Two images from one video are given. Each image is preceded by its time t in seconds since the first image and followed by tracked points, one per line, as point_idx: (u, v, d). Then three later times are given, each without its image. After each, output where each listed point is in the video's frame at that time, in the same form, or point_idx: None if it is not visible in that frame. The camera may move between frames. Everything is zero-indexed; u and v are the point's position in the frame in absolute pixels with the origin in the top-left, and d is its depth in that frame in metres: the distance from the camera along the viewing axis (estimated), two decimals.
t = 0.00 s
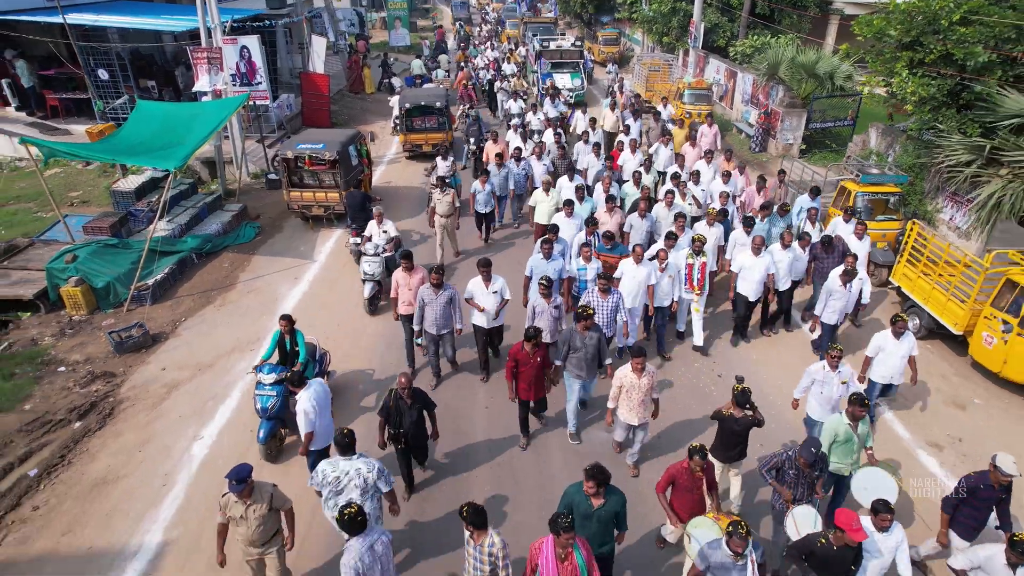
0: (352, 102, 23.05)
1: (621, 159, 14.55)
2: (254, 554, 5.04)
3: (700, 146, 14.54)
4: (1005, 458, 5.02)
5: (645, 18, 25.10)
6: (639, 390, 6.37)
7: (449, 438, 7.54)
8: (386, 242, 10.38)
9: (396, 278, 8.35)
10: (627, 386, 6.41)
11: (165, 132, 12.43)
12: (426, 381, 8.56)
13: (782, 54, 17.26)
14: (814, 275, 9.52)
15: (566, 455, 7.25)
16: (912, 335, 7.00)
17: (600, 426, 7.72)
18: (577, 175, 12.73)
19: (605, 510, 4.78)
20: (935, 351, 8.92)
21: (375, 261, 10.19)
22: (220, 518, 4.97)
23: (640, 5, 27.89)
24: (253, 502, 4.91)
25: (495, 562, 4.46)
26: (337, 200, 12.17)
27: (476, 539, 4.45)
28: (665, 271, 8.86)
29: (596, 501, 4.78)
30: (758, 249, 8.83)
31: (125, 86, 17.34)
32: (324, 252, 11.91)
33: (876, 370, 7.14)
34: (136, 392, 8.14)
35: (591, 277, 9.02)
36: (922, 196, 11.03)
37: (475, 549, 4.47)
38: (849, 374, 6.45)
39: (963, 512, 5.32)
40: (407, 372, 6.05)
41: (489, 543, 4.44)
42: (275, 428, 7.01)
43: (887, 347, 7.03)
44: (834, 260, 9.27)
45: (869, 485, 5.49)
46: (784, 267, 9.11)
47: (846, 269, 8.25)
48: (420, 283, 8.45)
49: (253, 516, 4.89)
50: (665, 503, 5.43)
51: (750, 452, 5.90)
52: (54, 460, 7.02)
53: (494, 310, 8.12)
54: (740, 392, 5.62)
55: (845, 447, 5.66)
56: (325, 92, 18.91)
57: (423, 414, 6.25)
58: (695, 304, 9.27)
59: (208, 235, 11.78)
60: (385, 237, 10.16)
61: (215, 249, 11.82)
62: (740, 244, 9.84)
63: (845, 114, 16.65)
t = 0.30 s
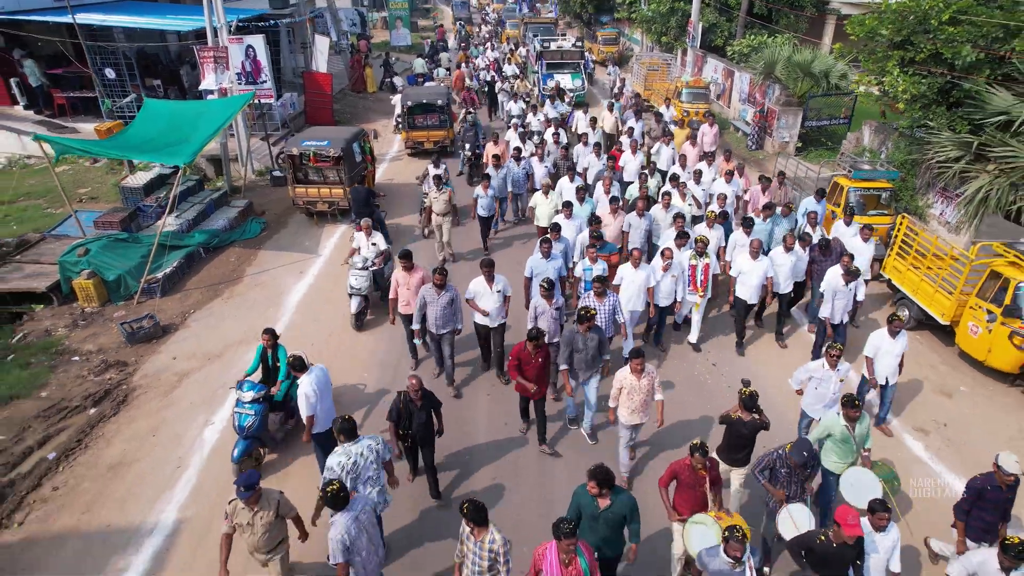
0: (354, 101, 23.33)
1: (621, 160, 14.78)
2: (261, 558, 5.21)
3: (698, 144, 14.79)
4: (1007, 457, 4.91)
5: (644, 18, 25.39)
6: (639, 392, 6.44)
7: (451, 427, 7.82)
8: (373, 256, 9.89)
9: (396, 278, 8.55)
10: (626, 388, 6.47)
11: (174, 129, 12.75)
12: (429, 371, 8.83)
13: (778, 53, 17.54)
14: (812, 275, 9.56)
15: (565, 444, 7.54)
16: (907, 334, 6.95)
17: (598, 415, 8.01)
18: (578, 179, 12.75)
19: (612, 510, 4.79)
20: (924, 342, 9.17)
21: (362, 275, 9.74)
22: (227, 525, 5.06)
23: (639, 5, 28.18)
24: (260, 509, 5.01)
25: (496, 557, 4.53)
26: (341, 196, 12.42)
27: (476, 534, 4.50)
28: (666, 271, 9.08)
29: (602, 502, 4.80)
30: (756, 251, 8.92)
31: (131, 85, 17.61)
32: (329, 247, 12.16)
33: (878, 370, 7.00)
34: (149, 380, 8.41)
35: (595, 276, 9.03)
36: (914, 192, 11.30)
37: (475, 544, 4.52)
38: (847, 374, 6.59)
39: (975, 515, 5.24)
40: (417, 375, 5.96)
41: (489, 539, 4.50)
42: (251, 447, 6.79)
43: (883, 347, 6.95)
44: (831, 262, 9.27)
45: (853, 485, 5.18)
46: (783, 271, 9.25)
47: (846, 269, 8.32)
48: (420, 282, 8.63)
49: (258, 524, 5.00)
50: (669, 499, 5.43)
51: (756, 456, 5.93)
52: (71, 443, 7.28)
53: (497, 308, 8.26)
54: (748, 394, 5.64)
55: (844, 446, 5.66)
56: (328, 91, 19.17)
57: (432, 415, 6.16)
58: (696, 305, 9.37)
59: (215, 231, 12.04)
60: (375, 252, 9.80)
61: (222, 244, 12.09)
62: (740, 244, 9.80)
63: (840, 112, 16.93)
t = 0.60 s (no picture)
0: (356, 100, 23.59)
1: (620, 160, 15.02)
2: (266, 561, 4.93)
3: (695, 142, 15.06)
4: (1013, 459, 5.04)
5: (642, 19, 25.67)
6: (636, 390, 6.58)
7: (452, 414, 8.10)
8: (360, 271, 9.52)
9: (396, 278, 8.49)
10: (624, 386, 6.61)
11: (180, 127, 13.01)
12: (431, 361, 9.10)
13: (773, 53, 17.81)
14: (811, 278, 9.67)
15: (562, 431, 7.82)
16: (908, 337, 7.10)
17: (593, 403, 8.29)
18: (579, 179, 12.98)
19: (605, 513, 4.89)
20: (911, 334, 9.43)
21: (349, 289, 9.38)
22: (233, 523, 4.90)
23: (637, 5, 28.47)
24: (265, 509, 4.81)
25: (495, 562, 4.66)
26: (344, 192, 12.69)
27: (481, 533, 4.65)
28: (663, 275, 9.14)
29: (596, 504, 4.90)
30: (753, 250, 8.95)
31: (137, 84, 17.88)
32: (332, 242, 12.42)
33: (874, 369, 7.14)
34: (159, 369, 8.68)
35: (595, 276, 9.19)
36: (904, 187, 11.56)
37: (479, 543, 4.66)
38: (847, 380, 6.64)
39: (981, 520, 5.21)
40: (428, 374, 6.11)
41: (493, 540, 4.63)
42: (226, 471, 6.43)
43: (884, 346, 7.06)
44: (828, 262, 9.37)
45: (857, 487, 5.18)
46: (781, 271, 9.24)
47: (843, 268, 8.51)
48: (420, 284, 8.58)
49: (265, 523, 4.80)
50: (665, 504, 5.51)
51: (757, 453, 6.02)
52: (86, 428, 7.55)
53: (499, 312, 8.39)
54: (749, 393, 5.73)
55: (837, 448, 5.78)
56: (330, 90, 19.43)
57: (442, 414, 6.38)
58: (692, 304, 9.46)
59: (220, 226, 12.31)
60: (363, 266, 9.48)
61: (228, 239, 12.35)
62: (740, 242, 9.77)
63: (835, 111, 17.21)
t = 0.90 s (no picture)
0: (358, 98, 23.92)
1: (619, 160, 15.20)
2: (270, 561, 5.12)
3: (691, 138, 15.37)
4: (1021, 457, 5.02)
5: (641, 18, 25.98)
6: (638, 390, 6.61)
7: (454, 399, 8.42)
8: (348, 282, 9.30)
9: (399, 276, 8.60)
10: (626, 386, 6.65)
11: (187, 123, 13.33)
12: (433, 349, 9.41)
13: (769, 51, 18.12)
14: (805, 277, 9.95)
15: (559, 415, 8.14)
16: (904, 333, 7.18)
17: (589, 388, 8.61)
18: (576, 179, 13.22)
19: (595, 506, 4.90)
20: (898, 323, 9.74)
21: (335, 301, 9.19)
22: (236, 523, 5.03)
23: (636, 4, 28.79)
24: (267, 510, 4.94)
25: (500, 548, 4.70)
26: (348, 186, 13.04)
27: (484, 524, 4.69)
28: (661, 272, 9.28)
29: (587, 496, 4.92)
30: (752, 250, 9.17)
31: (144, 82, 18.19)
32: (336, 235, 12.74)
33: (869, 365, 7.22)
34: (171, 355, 8.99)
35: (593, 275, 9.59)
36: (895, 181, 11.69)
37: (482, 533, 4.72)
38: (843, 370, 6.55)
39: (984, 511, 5.25)
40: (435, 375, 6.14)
41: (496, 527, 4.68)
42: (209, 499, 6.08)
43: (878, 342, 7.17)
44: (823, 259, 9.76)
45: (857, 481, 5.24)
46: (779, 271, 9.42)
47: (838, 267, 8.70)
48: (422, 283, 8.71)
49: (267, 524, 4.94)
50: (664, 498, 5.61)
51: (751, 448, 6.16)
52: (102, 409, 7.87)
53: (503, 307, 8.44)
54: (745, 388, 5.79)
55: (830, 441, 5.79)
56: (333, 88, 19.76)
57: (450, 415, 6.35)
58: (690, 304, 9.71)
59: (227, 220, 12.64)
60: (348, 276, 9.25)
61: (234, 232, 12.71)
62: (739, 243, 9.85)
63: (829, 108, 17.52)
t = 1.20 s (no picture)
0: (360, 97, 24.25)
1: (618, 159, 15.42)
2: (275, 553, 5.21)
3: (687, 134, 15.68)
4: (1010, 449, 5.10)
5: (640, 17, 26.29)
6: (642, 383, 6.84)
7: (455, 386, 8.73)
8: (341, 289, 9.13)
9: (402, 273, 8.92)
10: (630, 379, 6.85)
11: (195, 118, 13.65)
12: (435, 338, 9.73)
13: (764, 50, 18.43)
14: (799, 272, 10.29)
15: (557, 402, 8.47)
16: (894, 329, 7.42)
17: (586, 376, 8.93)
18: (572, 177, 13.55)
19: (593, 499, 5.04)
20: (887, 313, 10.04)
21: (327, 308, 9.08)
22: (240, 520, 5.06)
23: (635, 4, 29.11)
24: (275, 502, 5.02)
25: (501, 531, 4.87)
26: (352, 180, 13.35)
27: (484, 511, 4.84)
28: (661, 272, 9.54)
29: (584, 488, 5.06)
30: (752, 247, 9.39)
31: (151, 79, 18.47)
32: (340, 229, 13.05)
33: (864, 361, 7.40)
34: (182, 342, 9.30)
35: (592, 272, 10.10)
36: (884, 175, 12.12)
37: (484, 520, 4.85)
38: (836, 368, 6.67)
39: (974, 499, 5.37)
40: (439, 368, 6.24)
41: (494, 515, 4.84)
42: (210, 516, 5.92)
43: (871, 341, 7.38)
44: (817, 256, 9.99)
45: (855, 475, 5.30)
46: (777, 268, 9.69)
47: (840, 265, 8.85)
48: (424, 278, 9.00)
49: (274, 515, 5.03)
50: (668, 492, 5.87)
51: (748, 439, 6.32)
52: (118, 392, 8.19)
53: (505, 305, 8.74)
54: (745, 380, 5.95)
55: (834, 438, 6.01)
56: (336, 86, 20.07)
57: (455, 408, 6.51)
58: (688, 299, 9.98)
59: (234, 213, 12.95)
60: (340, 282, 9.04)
61: (241, 226, 13.02)
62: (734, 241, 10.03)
63: (824, 106, 17.81)
